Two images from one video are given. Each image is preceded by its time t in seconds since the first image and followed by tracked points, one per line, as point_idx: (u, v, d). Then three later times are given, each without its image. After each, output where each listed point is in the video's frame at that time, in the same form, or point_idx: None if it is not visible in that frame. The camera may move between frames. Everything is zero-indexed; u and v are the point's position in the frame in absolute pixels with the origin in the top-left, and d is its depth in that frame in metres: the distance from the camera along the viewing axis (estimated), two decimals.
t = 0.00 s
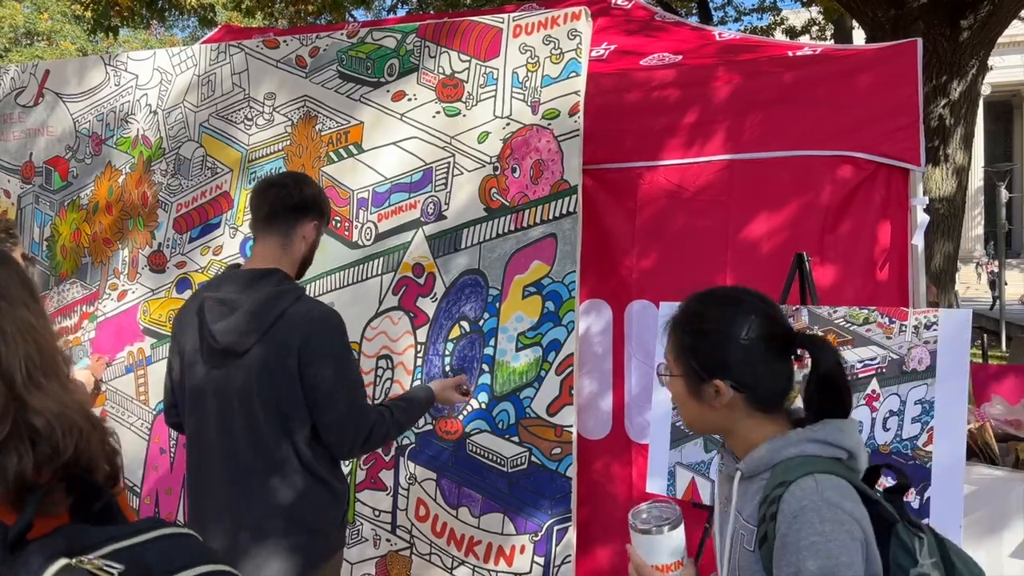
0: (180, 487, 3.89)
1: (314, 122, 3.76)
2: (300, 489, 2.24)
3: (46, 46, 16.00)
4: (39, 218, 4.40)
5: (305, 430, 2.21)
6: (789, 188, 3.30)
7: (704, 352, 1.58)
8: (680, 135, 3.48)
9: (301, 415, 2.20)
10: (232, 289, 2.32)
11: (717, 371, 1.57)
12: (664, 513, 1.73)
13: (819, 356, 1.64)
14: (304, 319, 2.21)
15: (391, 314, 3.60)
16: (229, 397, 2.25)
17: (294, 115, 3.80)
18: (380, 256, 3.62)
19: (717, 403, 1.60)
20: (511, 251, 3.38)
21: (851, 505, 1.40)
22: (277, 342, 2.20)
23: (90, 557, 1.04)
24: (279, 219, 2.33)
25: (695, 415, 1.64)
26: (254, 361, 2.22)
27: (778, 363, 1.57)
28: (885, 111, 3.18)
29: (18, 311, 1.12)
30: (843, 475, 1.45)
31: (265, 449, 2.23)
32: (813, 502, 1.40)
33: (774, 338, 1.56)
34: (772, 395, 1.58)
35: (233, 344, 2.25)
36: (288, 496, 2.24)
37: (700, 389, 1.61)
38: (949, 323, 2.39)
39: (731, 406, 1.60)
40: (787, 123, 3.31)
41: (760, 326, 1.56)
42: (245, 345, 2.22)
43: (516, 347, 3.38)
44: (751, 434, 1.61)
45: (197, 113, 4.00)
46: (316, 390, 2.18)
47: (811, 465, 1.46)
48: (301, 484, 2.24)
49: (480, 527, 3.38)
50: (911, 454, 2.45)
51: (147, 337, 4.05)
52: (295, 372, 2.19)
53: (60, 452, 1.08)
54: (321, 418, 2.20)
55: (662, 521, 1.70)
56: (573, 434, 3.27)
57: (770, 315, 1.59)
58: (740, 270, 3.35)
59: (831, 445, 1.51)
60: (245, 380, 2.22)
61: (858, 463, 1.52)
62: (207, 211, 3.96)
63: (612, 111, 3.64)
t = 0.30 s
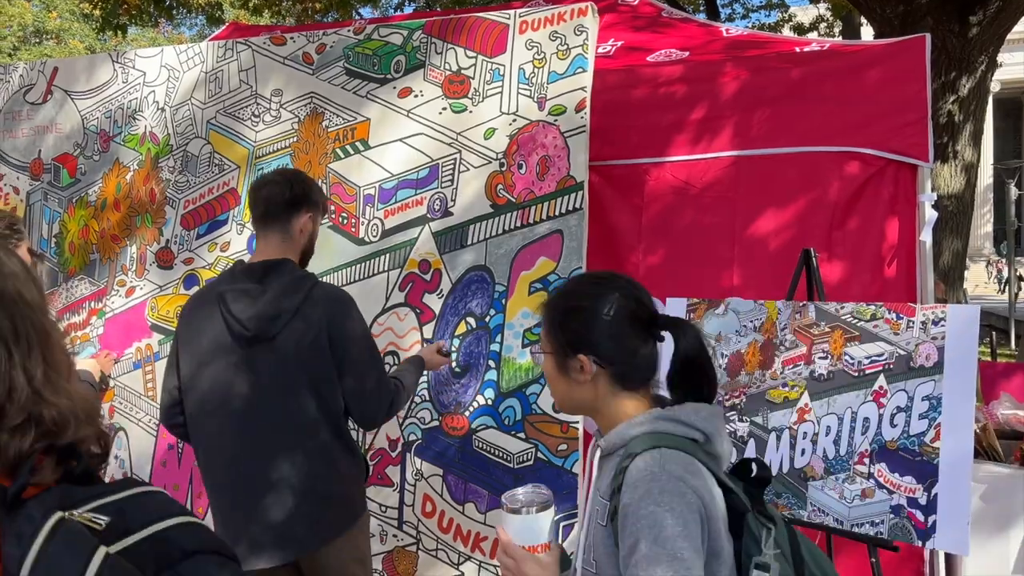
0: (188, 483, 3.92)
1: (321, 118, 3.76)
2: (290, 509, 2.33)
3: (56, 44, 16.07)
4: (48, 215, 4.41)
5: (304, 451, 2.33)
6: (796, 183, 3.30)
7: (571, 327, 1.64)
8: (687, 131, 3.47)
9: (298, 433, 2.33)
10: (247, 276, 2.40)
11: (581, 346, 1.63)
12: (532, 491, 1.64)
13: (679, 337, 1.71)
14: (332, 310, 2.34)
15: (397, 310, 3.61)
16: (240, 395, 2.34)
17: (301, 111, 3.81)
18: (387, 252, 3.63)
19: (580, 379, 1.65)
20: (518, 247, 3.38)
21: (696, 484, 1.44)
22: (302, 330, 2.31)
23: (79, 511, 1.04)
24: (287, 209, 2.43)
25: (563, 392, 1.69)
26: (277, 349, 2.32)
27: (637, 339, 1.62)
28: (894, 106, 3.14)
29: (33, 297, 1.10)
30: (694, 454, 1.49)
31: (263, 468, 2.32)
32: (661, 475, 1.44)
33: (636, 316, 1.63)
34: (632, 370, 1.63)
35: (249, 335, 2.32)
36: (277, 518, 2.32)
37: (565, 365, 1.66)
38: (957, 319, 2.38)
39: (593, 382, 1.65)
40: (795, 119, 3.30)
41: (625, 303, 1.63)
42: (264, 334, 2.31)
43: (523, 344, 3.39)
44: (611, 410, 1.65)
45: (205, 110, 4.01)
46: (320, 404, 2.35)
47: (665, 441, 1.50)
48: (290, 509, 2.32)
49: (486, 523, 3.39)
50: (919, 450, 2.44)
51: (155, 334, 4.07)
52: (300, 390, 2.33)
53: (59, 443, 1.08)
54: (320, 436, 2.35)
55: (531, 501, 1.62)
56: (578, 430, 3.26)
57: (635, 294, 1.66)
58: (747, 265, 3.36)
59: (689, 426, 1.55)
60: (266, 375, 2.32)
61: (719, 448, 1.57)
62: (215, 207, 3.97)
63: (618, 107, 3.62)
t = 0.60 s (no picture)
0: (198, 480, 3.93)
1: (330, 116, 3.76)
2: (291, 520, 2.42)
3: (66, 44, 16.14)
4: (59, 213, 4.43)
5: (304, 465, 2.41)
6: (807, 180, 3.27)
7: (455, 329, 1.63)
8: (697, 128, 3.46)
9: (296, 446, 2.41)
10: (265, 263, 2.50)
11: (468, 348, 1.62)
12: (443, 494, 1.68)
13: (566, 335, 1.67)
14: (365, 298, 2.54)
15: (406, 309, 3.61)
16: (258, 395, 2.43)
17: (310, 109, 3.81)
18: (396, 250, 3.63)
19: (471, 384, 1.63)
20: (527, 244, 3.37)
21: (559, 487, 1.42)
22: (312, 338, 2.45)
23: (60, 476, 1.21)
24: (292, 205, 2.53)
25: (455, 398, 1.67)
26: (309, 333, 2.45)
27: (512, 341, 1.61)
28: (907, 103, 3.11)
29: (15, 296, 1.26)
30: (566, 455, 1.46)
31: (266, 479, 2.41)
32: (523, 478, 1.42)
33: (517, 317, 1.61)
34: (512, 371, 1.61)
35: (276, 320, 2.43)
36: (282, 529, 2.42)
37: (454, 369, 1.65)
38: (971, 316, 2.35)
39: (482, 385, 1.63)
40: (806, 116, 3.28)
41: (508, 304, 1.61)
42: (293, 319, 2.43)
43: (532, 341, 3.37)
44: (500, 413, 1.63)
45: (214, 108, 4.02)
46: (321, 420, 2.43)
47: (537, 442, 1.48)
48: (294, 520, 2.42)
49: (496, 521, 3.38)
50: (932, 449, 2.40)
51: (165, 331, 4.08)
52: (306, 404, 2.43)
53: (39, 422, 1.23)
54: (322, 451, 2.42)
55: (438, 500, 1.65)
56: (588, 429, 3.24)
57: (519, 294, 1.64)
58: (757, 263, 3.34)
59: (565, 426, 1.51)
60: (291, 369, 2.43)
61: (601, 447, 1.52)
62: (224, 205, 3.98)
63: (628, 104, 3.60)
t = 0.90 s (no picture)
0: (211, 477, 3.96)
1: (343, 115, 3.78)
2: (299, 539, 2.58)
3: (78, 44, 16.23)
4: (73, 212, 4.47)
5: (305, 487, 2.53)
6: (819, 179, 3.27)
7: (347, 327, 1.60)
8: (708, 127, 3.45)
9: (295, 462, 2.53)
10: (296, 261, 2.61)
11: (353, 349, 1.59)
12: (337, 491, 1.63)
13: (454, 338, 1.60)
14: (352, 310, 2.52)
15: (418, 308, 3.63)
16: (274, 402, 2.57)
17: (322, 109, 3.83)
18: (408, 249, 3.65)
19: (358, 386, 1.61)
20: (539, 243, 3.38)
21: (423, 499, 1.42)
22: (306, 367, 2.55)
23: None
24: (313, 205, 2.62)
25: (344, 394, 1.64)
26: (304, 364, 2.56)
27: (395, 345, 1.55)
28: (921, 101, 3.09)
29: None
30: (434, 465, 1.45)
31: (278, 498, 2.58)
32: (385, 487, 1.42)
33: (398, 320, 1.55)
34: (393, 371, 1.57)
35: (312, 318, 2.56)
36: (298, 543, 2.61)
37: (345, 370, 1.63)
38: (984, 315, 2.33)
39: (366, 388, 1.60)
40: (819, 115, 3.27)
41: (392, 306, 1.56)
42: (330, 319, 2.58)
43: (543, 340, 3.37)
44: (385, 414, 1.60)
45: (227, 107, 4.04)
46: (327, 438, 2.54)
47: (407, 447, 1.47)
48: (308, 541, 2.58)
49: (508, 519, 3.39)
50: (945, 448, 2.38)
51: (179, 330, 4.11)
52: (307, 430, 2.55)
53: None
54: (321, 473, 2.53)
55: (329, 501, 1.61)
56: (599, 427, 3.25)
57: (404, 296, 1.58)
58: (769, 262, 3.34)
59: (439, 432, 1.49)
60: (290, 397, 2.56)
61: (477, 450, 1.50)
62: (238, 204, 4.00)
63: (639, 103, 3.60)
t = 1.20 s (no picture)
0: (222, 476, 3.98)
1: (353, 115, 3.79)
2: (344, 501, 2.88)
3: (90, 44, 16.33)
4: (86, 212, 4.50)
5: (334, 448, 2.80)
6: (830, 179, 3.26)
7: (257, 324, 1.65)
8: (719, 126, 3.45)
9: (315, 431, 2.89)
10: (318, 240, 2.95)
11: (261, 346, 1.64)
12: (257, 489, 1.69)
13: (360, 337, 1.63)
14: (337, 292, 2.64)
15: (428, 307, 3.64)
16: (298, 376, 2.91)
17: (333, 109, 3.84)
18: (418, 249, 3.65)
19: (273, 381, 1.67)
20: (548, 243, 3.38)
21: (338, 489, 1.51)
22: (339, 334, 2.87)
23: None
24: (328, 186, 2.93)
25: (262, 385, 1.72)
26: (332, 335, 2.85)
27: (297, 348, 1.60)
28: (932, 100, 3.08)
29: None
30: (352, 456, 1.54)
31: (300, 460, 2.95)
32: (301, 478, 1.50)
33: (301, 322, 1.59)
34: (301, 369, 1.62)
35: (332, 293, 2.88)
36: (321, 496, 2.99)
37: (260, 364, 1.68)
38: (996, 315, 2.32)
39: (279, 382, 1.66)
40: (829, 114, 3.25)
41: (294, 307, 1.60)
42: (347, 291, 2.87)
43: (552, 340, 3.37)
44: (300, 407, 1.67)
45: (239, 107, 4.06)
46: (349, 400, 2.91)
47: (325, 441, 1.56)
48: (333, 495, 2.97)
49: (517, 519, 3.39)
50: (956, 449, 2.37)
51: (190, 329, 4.13)
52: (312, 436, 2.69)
53: None
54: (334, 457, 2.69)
55: (245, 498, 1.67)
56: (609, 427, 3.24)
57: (307, 299, 1.61)
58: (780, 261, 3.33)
59: (357, 425, 1.58)
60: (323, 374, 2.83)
61: (396, 442, 1.58)
62: (248, 204, 4.01)
63: (649, 103, 3.60)
